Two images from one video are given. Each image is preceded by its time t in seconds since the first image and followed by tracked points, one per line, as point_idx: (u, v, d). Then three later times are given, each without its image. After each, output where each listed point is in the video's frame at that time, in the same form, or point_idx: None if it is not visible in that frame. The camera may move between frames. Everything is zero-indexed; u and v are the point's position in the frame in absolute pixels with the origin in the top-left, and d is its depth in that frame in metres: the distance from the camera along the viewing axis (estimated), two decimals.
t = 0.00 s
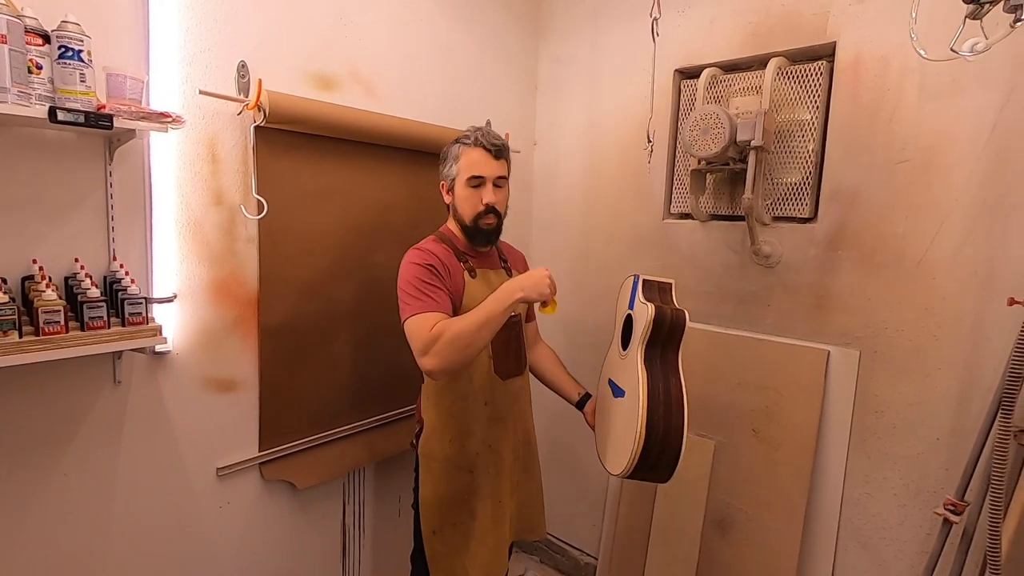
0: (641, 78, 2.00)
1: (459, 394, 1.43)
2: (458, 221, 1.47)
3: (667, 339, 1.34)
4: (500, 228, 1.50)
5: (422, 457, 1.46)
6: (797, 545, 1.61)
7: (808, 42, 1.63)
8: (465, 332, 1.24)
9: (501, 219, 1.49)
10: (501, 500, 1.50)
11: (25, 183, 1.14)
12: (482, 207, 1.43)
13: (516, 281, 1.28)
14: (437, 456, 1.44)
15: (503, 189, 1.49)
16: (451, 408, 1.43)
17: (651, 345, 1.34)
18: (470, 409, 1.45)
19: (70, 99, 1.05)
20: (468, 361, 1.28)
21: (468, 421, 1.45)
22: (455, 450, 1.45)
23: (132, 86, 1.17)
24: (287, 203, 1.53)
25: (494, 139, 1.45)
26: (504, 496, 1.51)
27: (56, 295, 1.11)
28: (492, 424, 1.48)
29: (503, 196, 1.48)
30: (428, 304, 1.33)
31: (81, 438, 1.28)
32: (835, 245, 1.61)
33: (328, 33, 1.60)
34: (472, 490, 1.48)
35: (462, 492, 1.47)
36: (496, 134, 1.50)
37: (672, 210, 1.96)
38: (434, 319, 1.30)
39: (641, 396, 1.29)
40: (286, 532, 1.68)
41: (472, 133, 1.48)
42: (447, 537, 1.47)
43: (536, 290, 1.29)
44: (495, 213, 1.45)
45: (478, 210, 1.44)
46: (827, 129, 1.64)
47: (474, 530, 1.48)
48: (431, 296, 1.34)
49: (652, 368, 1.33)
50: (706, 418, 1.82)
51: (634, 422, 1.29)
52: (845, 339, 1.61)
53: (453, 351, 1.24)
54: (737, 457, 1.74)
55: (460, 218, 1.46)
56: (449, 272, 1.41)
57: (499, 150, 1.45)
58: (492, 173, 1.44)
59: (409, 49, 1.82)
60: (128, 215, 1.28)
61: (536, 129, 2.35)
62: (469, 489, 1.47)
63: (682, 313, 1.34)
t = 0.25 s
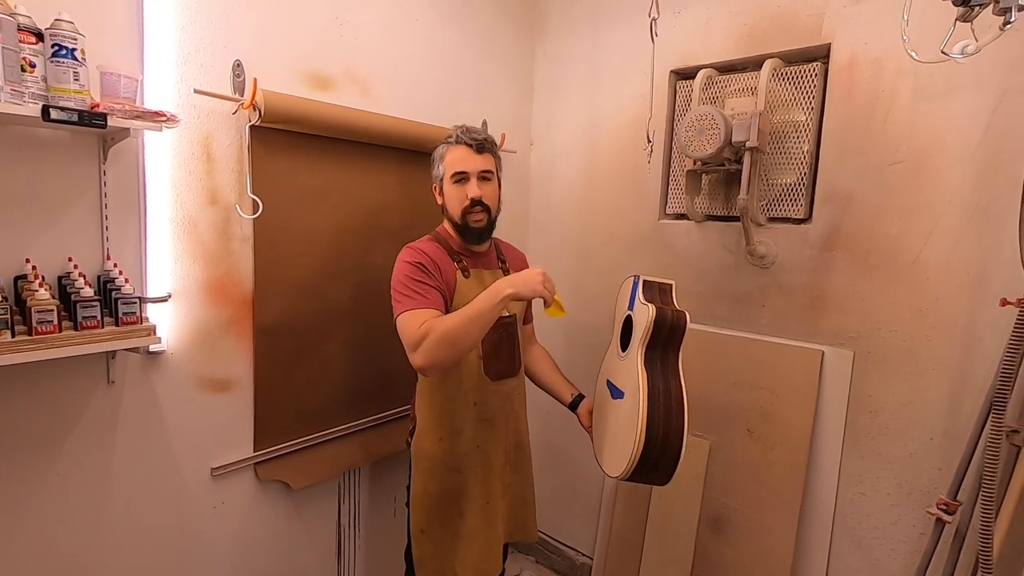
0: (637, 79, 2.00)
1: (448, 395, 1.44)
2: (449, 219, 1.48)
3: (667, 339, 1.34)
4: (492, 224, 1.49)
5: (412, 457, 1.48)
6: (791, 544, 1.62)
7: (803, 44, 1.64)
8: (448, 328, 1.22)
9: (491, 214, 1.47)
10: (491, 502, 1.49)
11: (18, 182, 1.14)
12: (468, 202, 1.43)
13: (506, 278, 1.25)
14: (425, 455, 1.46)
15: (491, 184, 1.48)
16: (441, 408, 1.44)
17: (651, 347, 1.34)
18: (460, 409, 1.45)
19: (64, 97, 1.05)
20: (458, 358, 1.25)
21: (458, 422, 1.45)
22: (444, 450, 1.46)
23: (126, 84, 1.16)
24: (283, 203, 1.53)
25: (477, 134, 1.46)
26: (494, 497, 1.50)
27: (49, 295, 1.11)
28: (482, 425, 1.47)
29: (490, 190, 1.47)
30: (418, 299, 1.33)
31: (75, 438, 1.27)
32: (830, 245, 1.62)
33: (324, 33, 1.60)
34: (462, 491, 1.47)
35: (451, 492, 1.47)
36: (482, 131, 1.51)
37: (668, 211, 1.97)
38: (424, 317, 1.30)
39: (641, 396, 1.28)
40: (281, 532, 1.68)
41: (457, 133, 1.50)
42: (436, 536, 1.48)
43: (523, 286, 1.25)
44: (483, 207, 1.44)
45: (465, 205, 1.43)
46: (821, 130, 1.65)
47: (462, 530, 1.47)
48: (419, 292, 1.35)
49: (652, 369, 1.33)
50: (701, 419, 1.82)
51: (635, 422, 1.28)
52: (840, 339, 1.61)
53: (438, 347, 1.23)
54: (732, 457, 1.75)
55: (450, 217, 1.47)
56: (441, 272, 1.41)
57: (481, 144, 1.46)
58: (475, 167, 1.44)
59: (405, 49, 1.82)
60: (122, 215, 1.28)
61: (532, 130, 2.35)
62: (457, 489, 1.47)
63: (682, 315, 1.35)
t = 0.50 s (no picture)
0: (633, 80, 2.01)
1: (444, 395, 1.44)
2: (450, 219, 1.47)
3: (666, 340, 1.35)
4: (491, 224, 1.48)
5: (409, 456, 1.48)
6: (785, 544, 1.63)
7: (799, 45, 1.64)
8: (418, 342, 1.26)
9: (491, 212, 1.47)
10: (487, 502, 1.49)
11: (12, 182, 1.13)
12: (468, 200, 1.42)
13: (452, 283, 1.23)
14: (421, 455, 1.46)
15: (491, 183, 1.48)
16: (438, 408, 1.44)
17: (649, 349, 1.34)
18: (457, 410, 1.45)
19: (58, 97, 1.04)
20: (437, 364, 1.30)
21: (455, 422, 1.45)
22: (441, 450, 1.46)
23: (121, 84, 1.16)
24: (278, 203, 1.52)
25: (475, 134, 1.47)
26: (490, 500, 1.49)
27: (43, 295, 1.11)
28: (478, 426, 1.47)
29: (490, 189, 1.46)
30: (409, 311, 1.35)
31: (68, 439, 1.27)
32: (824, 246, 1.62)
33: (319, 33, 1.60)
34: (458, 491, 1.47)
35: (447, 492, 1.48)
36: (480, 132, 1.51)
37: (664, 211, 1.97)
38: (404, 327, 1.33)
39: (644, 400, 1.28)
40: (276, 533, 1.67)
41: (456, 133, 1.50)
42: (431, 536, 1.48)
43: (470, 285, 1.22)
44: (483, 205, 1.44)
45: (466, 203, 1.43)
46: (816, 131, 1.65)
47: (458, 530, 1.48)
48: (411, 301, 1.36)
49: (651, 372, 1.33)
50: (697, 419, 1.82)
51: (639, 427, 1.27)
52: (834, 340, 1.62)
53: (414, 362, 1.28)
54: (727, 457, 1.75)
55: (451, 216, 1.47)
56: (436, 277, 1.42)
57: (480, 144, 1.46)
58: (475, 166, 1.44)
59: (401, 49, 1.82)
60: (118, 215, 1.27)
61: (529, 130, 2.35)
62: (453, 488, 1.48)
63: (680, 317, 1.36)
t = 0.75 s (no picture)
0: (630, 81, 2.01)
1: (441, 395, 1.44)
2: (445, 219, 1.47)
3: (661, 339, 1.35)
4: (487, 224, 1.49)
5: (406, 456, 1.48)
6: (782, 543, 1.63)
7: (795, 46, 1.65)
8: (405, 344, 1.26)
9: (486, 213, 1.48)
10: (483, 503, 1.49)
11: (7, 181, 1.13)
12: (463, 202, 1.43)
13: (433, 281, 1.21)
14: (418, 456, 1.46)
15: (485, 183, 1.48)
16: (435, 409, 1.44)
17: (645, 348, 1.35)
18: (454, 411, 1.45)
19: (54, 96, 1.04)
20: (428, 364, 1.30)
21: (451, 422, 1.45)
22: (437, 451, 1.46)
23: (117, 83, 1.16)
24: (275, 203, 1.52)
25: (472, 134, 1.46)
26: (487, 500, 1.49)
27: (38, 295, 1.10)
28: (475, 427, 1.47)
29: (485, 190, 1.47)
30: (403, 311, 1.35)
31: (64, 440, 1.26)
32: (821, 247, 1.63)
33: (316, 33, 1.60)
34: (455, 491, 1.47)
35: (444, 492, 1.48)
36: (477, 131, 1.51)
37: (661, 212, 1.97)
38: (394, 328, 1.32)
39: (640, 399, 1.28)
40: (273, 534, 1.67)
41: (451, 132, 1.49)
42: (427, 537, 1.48)
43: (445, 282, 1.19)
44: (478, 207, 1.45)
45: (460, 205, 1.43)
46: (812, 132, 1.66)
47: (454, 530, 1.48)
48: (405, 301, 1.36)
49: (647, 371, 1.34)
50: (694, 419, 1.83)
51: (634, 425, 1.28)
52: (830, 340, 1.63)
53: (404, 363, 1.28)
54: (724, 457, 1.75)
55: (445, 217, 1.47)
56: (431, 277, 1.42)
57: (476, 144, 1.45)
58: (470, 167, 1.44)
59: (398, 50, 1.82)
60: (114, 215, 1.27)
61: (526, 130, 2.36)
62: (450, 489, 1.48)
63: (675, 318, 1.37)
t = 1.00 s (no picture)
0: (628, 81, 2.01)
1: (439, 396, 1.44)
2: (449, 222, 1.45)
3: (658, 339, 1.36)
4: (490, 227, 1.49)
5: (404, 456, 1.48)
6: (780, 543, 1.63)
7: (793, 46, 1.65)
8: (405, 348, 1.26)
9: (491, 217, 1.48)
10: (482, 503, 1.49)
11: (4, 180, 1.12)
12: (472, 205, 1.43)
13: (435, 292, 1.21)
14: (416, 456, 1.46)
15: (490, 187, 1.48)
16: (434, 409, 1.44)
17: (641, 347, 1.35)
18: (452, 411, 1.45)
19: (50, 95, 1.04)
20: (427, 366, 1.30)
21: (449, 422, 1.45)
22: (436, 451, 1.46)
23: (113, 82, 1.16)
24: (273, 203, 1.52)
25: (479, 137, 1.46)
26: (486, 500, 1.49)
27: (35, 294, 1.10)
28: (473, 427, 1.47)
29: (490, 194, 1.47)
30: (400, 313, 1.35)
31: (60, 440, 1.26)
32: (819, 247, 1.63)
33: (315, 32, 1.59)
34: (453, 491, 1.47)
35: (442, 492, 1.47)
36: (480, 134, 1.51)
37: (660, 212, 1.98)
38: (391, 331, 1.33)
39: (636, 399, 1.28)
40: (271, 534, 1.67)
41: (455, 133, 1.48)
42: (426, 537, 1.48)
43: (449, 297, 1.19)
44: (484, 211, 1.45)
45: (469, 208, 1.43)
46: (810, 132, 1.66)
47: (453, 530, 1.48)
48: (401, 303, 1.36)
49: (642, 371, 1.34)
50: (692, 419, 1.83)
51: (630, 425, 1.28)
52: (828, 340, 1.63)
53: (402, 369, 1.28)
54: (722, 457, 1.75)
55: (448, 218, 1.45)
56: (428, 278, 1.42)
57: (483, 148, 1.46)
58: (478, 171, 1.44)
59: (397, 49, 1.82)
60: (111, 215, 1.27)
61: (524, 130, 2.35)
62: (448, 489, 1.47)
63: (671, 318, 1.37)
